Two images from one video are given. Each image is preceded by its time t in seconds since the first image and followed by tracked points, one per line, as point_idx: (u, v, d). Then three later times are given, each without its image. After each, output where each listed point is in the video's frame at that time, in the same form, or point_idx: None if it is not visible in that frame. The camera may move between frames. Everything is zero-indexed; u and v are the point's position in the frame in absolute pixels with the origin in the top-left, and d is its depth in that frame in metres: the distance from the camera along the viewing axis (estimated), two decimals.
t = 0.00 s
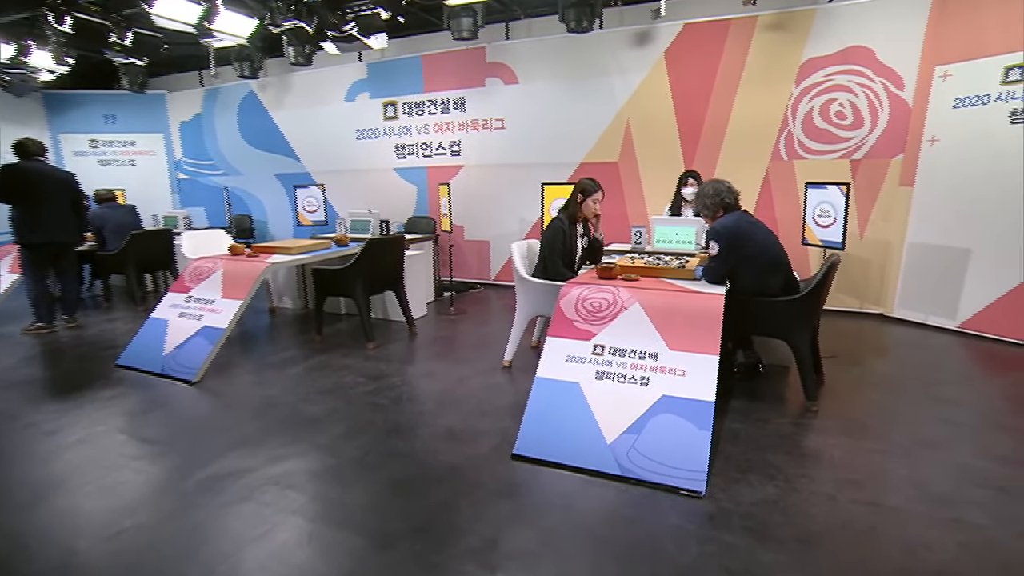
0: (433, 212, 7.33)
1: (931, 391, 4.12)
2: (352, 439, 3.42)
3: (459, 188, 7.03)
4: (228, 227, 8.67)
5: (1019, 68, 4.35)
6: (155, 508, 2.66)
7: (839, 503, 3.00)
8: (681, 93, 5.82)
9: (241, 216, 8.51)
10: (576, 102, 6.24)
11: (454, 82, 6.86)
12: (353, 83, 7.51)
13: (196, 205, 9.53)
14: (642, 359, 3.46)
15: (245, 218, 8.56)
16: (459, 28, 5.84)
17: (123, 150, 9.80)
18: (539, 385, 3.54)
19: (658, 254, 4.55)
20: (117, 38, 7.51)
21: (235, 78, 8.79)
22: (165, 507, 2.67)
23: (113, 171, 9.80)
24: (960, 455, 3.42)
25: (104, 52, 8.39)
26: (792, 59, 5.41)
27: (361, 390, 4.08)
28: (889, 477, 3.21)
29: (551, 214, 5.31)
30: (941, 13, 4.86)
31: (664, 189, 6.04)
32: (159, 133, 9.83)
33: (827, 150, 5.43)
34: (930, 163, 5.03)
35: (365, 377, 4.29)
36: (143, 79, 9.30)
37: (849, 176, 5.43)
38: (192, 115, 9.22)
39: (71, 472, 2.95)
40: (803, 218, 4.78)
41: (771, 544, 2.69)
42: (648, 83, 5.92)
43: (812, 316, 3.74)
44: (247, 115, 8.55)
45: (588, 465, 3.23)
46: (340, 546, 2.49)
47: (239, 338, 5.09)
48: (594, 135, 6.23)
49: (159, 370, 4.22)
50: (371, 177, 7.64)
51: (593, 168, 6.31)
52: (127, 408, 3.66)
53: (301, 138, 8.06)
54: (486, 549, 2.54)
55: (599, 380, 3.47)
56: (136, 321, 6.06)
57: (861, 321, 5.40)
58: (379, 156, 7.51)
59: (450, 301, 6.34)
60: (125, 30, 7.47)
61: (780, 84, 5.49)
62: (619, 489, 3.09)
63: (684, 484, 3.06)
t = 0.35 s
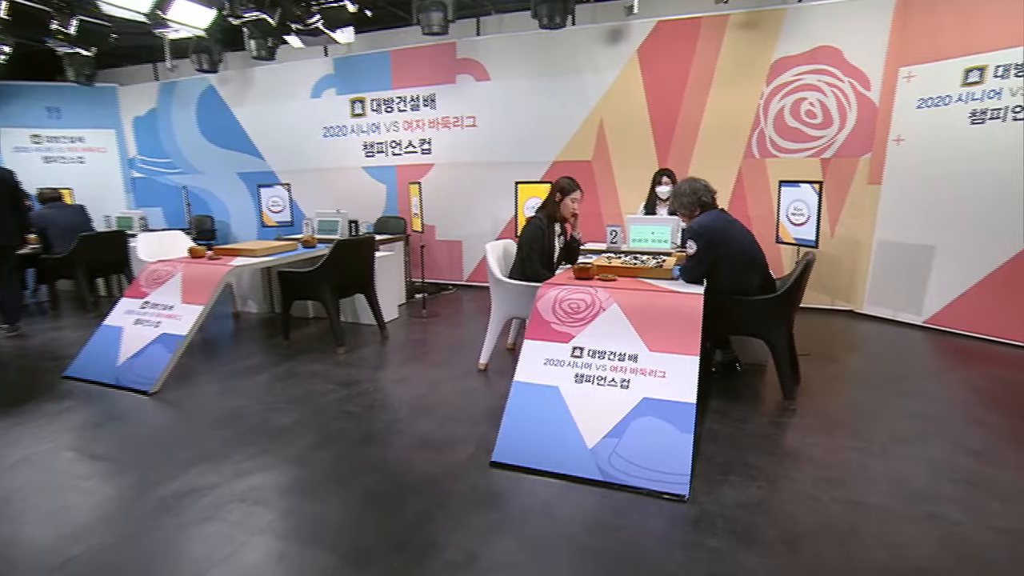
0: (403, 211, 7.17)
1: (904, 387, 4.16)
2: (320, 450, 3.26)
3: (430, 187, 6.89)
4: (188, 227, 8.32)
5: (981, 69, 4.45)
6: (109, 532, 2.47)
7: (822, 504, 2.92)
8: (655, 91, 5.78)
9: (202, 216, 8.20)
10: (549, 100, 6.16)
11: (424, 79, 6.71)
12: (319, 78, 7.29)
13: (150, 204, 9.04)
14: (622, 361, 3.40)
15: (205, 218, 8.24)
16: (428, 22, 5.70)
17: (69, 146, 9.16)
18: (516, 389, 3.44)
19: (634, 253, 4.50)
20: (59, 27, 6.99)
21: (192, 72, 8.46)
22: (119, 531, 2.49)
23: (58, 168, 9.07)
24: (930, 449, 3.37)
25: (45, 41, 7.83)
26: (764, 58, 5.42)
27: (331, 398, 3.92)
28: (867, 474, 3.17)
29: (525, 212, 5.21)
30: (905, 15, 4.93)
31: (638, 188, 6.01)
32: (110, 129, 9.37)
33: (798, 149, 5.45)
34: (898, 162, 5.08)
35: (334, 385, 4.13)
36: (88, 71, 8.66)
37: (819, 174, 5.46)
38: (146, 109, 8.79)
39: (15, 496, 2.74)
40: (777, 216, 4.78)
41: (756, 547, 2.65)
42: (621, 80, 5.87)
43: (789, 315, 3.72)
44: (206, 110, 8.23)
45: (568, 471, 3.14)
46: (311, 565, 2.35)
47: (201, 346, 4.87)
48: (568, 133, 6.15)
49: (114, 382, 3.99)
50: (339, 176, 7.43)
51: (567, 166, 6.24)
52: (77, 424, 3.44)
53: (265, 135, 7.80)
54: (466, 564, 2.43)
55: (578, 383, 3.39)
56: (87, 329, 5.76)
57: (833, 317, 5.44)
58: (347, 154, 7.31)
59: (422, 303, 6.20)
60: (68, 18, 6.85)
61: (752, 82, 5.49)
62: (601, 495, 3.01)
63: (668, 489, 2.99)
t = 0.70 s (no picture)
0: (373, 212, 6.98)
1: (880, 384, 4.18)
2: (291, 465, 3.09)
3: (400, 187, 6.71)
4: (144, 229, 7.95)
5: (942, 71, 4.56)
6: (59, 563, 2.27)
7: (808, 505, 2.87)
8: (628, 89, 5.72)
9: (159, 217, 7.85)
10: (521, 98, 6.06)
11: (393, 76, 6.54)
12: (282, 74, 7.04)
13: (101, 206, 8.65)
14: (604, 365, 3.31)
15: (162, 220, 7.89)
16: (398, 17, 5.53)
17: (9, 143, 8.61)
18: (495, 396, 3.33)
19: (612, 253, 4.44)
20: None
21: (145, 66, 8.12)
22: (72, 561, 2.29)
23: None
24: (906, 446, 3.31)
25: None
26: (736, 58, 5.39)
27: (301, 409, 3.75)
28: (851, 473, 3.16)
29: (499, 213, 5.11)
30: (872, 16, 4.98)
31: (613, 187, 5.96)
32: (54, 124, 8.77)
33: (772, 147, 5.43)
34: (868, 161, 5.12)
35: (303, 395, 3.95)
36: (28, 61, 8.22)
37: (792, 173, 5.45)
38: (97, 104, 8.41)
39: None
40: (752, 215, 4.76)
41: (747, 553, 2.59)
42: (594, 78, 5.80)
43: (769, 315, 3.69)
44: (161, 106, 7.91)
45: (552, 480, 3.04)
46: None
47: (159, 355, 4.61)
48: (542, 132, 6.06)
49: (62, 397, 3.72)
50: (305, 176, 7.19)
51: (541, 165, 6.14)
52: (23, 443, 3.19)
53: (225, 134, 7.51)
54: None
55: (560, 389, 3.29)
56: (33, 339, 5.42)
57: (806, 315, 5.44)
58: (313, 153, 7.08)
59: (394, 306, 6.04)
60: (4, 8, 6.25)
61: (726, 81, 5.46)
62: (586, 504, 2.91)
63: (652, 495, 2.92)
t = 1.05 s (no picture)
0: (344, 213, 6.77)
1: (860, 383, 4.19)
2: (262, 481, 2.92)
3: (372, 187, 6.53)
4: (99, 231, 7.55)
5: (914, 72, 4.61)
6: None
7: (800, 508, 2.79)
8: (605, 87, 5.65)
9: (115, 218, 7.47)
10: (497, 96, 5.94)
11: (364, 72, 6.35)
12: (247, 69, 6.79)
13: (50, 207, 8.07)
14: (589, 369, 3.22)
15: (119, 221, 7.51)
16: (369, 10, 5.36)
17: None
18: (478, 404, 3.21)
19: (593, 254, 4.36)
20: None
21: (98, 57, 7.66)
22: None
23: None
24: (889, 444, 3.22)
25: None
26: (713, 56, 5.36)
27: (272, 421, 3.57)
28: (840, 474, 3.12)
29: (475, 213, 4.99)
30: (845, 16, 5.00)
31: (591, 186, 5.88)
32: None
33: (748, 147, 5.41)
34: (843, 160, 5.13)
35: (273, 407, 3.76)
36: None
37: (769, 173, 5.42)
38: (41, 97, 7.85)
39: None
40: (732, 215, 4.74)
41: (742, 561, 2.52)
42: (572, 76, 5.71)
43: (753, 316, 3.65)
44: (116, 100, 7.50)
45: (540, 490, 2.94)
46: None
47: (117, 365, 4.36)
48: (518, 130, 5.95)
49: (8, 413, 3.47)
50: (273, 175, 6.94)
51: (518, 164, 6.03)
52: None
53: (187, 131, 7.20)
54: None
55: (545, 395, 3.18)
56: None
57: (783, 314, 5.45)
58: (280, 151, 6.84)
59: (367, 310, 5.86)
60: None
61: (703, 80, 5.42)
62: (576, 514, 2.81)
63: (645, 503, 2.83)
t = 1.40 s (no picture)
0: (316, 213, 6.53)
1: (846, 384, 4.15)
2: (231, 503, 2.71)
3: (345, 187, 6.30)
4: (52, 233, 7.11)
5: (892, 72, 4.60)
6: None
7: (797, 517, 2.68)
8: (585, 84, 5.54)
9: (69, 220, 7.12)
10: (474, 93, 5.78)
11: (336, 67, 6.12)
12: (211, 62, 6.50)
13: None
14: (579, 376, 3.10)
15: (72, 223, 7.09)
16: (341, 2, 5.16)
17: None
18: (463, 414, 3.05)
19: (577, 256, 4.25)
20: None
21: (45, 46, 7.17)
22: None
23: None
24: (880, 447, 3.15)
25: None
26: (694, 54, 5.27)
27: (242, 435, 3.35)
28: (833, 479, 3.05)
29: (454, 213, 4.82)
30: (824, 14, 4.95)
31: (572, 186, 5.77)
32: None
33: (729, 145, 5.33)
34: (824, 160, 5.07)
35: (242, 421, 3.54)
36: None
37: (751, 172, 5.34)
38: None
39: None
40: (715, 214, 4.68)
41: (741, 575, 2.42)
42: (551, 72, 5.58)
43: (744, 317, 3.55)
44: (66, 93, 7.05)
45: (530, 504, 2.80)
46: None
47: (71, 377, 4.08)
48: (496, 128, 5.80)
49: None
50: (240, 174, 6.66)
51: (496, 163, 5.88)
52: None
53: (147, 127, 6.85)
54: None
55: (533, 405, 3.05)
56: None
57: (763, 314, 5.41)
58: (248, 149, 6.56)
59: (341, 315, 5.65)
60: None
61: (684, 78, 5.33)
62: (569, 530, 2.68)
63: (642, 515, 2.71)
